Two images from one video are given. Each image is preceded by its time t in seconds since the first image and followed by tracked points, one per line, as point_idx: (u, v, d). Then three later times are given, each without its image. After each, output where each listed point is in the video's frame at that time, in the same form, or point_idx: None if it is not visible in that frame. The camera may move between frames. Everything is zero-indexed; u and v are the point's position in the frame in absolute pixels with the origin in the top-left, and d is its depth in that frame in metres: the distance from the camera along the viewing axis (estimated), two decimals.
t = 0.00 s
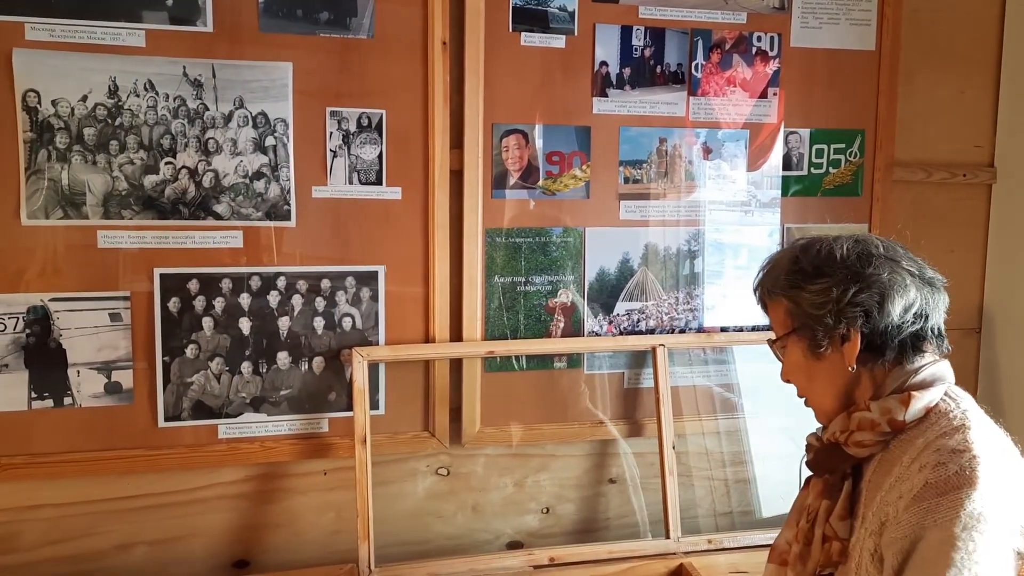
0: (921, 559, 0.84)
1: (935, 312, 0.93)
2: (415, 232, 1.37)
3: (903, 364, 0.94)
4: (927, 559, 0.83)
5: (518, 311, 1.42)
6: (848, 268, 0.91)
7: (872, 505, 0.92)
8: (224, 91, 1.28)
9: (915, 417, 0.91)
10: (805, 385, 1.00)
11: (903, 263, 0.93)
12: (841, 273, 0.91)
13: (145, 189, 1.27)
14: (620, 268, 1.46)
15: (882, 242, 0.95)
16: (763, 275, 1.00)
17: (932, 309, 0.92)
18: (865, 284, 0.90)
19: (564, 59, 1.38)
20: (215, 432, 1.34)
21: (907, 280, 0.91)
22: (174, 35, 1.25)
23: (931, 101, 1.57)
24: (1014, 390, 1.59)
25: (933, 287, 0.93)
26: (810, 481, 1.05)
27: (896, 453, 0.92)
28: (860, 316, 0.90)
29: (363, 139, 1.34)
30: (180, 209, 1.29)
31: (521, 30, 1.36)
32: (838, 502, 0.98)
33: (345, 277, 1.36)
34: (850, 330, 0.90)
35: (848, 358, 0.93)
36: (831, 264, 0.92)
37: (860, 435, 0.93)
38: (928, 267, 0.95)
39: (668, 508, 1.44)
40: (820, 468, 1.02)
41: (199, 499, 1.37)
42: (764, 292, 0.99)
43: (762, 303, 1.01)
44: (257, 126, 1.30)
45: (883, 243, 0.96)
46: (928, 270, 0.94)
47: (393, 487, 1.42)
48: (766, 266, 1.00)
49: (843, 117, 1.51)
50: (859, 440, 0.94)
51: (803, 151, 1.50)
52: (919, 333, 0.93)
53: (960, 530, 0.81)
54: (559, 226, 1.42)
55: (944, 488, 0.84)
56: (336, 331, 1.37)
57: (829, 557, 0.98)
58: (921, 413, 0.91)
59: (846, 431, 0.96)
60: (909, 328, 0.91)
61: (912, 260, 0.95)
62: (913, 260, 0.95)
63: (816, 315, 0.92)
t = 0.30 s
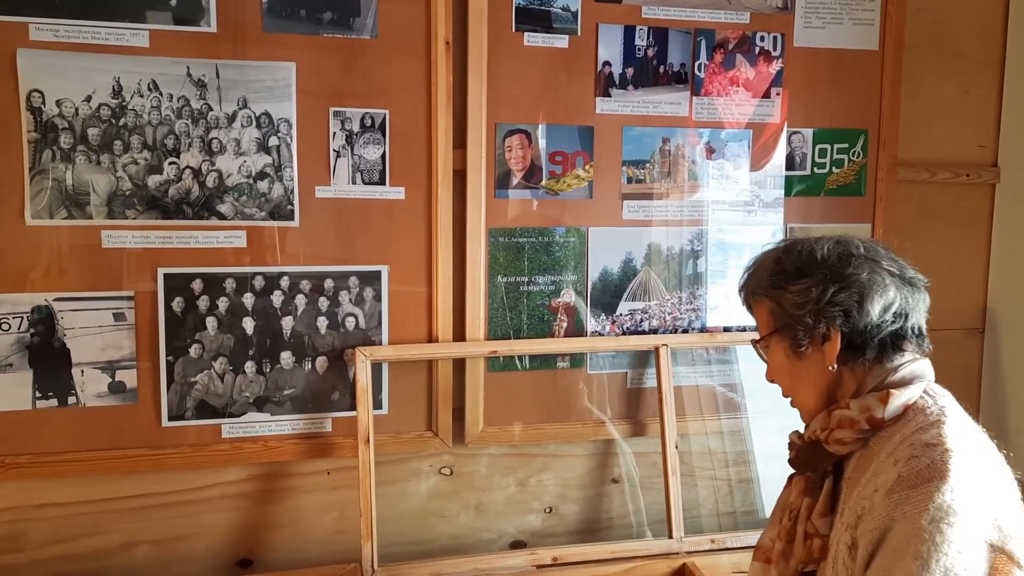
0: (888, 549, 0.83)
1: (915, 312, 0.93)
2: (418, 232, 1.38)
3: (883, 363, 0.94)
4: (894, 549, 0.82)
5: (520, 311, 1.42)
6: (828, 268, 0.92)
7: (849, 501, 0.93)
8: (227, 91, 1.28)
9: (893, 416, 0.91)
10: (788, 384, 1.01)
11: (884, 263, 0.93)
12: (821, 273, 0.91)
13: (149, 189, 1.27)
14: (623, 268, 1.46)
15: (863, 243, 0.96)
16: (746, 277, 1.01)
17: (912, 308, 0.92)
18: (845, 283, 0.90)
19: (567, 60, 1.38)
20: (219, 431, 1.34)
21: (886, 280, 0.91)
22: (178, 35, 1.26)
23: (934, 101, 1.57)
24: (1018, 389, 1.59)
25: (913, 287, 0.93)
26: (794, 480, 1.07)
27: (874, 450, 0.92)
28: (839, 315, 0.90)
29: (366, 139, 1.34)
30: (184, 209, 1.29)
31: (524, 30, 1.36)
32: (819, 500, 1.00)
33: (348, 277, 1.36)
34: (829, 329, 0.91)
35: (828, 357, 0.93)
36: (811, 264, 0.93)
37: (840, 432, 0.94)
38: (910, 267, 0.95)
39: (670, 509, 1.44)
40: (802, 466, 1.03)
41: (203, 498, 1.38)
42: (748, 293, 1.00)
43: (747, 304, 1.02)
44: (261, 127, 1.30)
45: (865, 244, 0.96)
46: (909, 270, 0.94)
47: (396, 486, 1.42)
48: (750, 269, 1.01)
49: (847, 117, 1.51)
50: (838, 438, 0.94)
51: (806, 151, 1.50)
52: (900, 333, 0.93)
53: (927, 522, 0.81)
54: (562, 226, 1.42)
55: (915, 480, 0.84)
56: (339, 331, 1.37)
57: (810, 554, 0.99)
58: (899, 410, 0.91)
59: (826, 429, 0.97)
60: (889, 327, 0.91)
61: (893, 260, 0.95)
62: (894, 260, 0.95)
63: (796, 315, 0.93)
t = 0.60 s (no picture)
0: (864, 539, 0.83)
1: (884, 313, 0.93)
2: (421, 232, 1.38)
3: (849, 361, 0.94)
4: (869, 538, 0.82)
5: (523, 311, 1.42)
6: (801, 269, 0.92)
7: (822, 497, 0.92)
8: (230, 91, 1.28)
9: (861, 410, 0.91)
10: (759, 382, 1.01)
11: (854, 265, 0.93)
12: (793, 273, 0.92)
13: (152, 188, 1.27)
14: (626, 268, 1.45)
15: (835, 245, 0.96)
16: (721, 277, 1.01)
17: (881, 310, 0.92)
18: (816, 283, 0.91)
19: (570, 59, 1.38)
20: (222, 431, 1.34)
21: (856, 281, 0.91)
22: (181, 35, 1.26)
23: (938, 101, 1.57)
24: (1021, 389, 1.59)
25: (882, 289, 0.93)
26: (768, 480, 1.07)
27: (843, 443, 0.92)
28: (809, 314, 0.91)
29: (369, 139, 1.34)
30: (187, 208, 1.29)
31: (527, 29, 1.36)
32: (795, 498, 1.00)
33: (351, 277, 1.36)
34: (800, 328, 0.91)
35: (798, 355, 0.94)
36: (784, 264, 0.93)
37: (810, 428, 0.94)
38: (880, 270, 0.95)
39: (673, 509, 1.43)
40: (776, 465, 1.03)
41: (206, 498, 1.38)
42: (722, 293, 1.00)
43: (721, 304, 1.02)
44: (264, 126, 1.30)
45: (837, 246, 0.96)
46: (878, 273, 0.95)
47: (398, 486, 1.42)
48: (725, 269, 1.01)
49: (850, 117, 1.50)
50: (809, 434, 0.95)
51: (810, 150, 1.50)
52: (867, 333, 0.93)
53: (898, 509, 0.80)
54: (565, 226, 1.42)
55: (885, 469, 0.84)
56: (342, 331, 1.37)
57: (790, 552, 0.99)
58: (866, 405, 0.91)
59: (797, 426, 0.97)
60: (858, 327, 0.92)
61: (864, 263, 0.95)
62: (865, 263, 0.95)
63: (768, 314, 0.93)
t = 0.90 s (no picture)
0: (841, 527, 0.80)
1: (835, 320, 0.93)
2: (425, 231, 1.37)
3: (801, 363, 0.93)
4: (847, 525, 0.79)
5: (527, 310, 1.42)
6: (756, 273, 0.92)
7: (794, 494, 0.87)
8: (234, 90, 1.28)
9: (818, 404, 0.89)
10: (713, 385, 0.99)
11: (809, 273, 0.94)
12: (749, 277, 0.92)
13: (155, 187, 1.27)
14: (630, 267, 1.45)
15: (791, 255, 0.96)
16: (679, 283, 1.01)
17: (832, 316, 0.92)
18: (770, 287, 0.91)
19: (574, 58, 1.38)
20: (225, 430, 1.34)
21: (809, 287, 0.91)
22: (185, 34, 1.26)
23: (943, 100, 1.56)
24: None
25: (834, 297, 0.93)
26: (729, 484, 0.99)
27: (806, 440, 0.88)
28: (762, 317, 0.90)
29: (373, 138, 1.33)
30: (191, 208, 1.29)
31: (531, 28, 1.36)
32: (762, 498, 0.93)
33: (355, 276, 1.36)
34: (754, 330, 0.90)
35: (751, 356, 0.93)
36: (740, 269, 0.93)
37: (771, 426, 0.91)
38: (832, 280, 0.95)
39: (676, 509, 1.44)
40: (736, 468, 0.96)
41: (209, 497, 1.38)
42: (680, 298, 1.00)
43: (678, 309, 1.01)
44: (267, 125, 1.30)
45: (793, 256, 0.97)
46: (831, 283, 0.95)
47: (402, 485, 1.42)
48: (682, 275, 1.01)
49: (855, 116, 1.50)
50: (770, 432, 0.91)
51: (814, 150, 1.49)
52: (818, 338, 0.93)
53: (871, 491, 0.79)
54: (569, 226, 1.42)
55: (852, 455, 0.82)
56: (345, 330, 1.37)
57: (767, 553, 0.91)
58: (822, 400, 0.89)
59: (756, 425, 0.93)
60: (809, 332, 0.91)
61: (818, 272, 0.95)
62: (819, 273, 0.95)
63: (722, 316, 0.92)
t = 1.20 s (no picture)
0: (816, 520, 0.81)
1: (789, 330, 0.95)
2: (428, 231, 1.38)
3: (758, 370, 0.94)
4: (821, 517, 0.80)
5: (530, 310, 1.42)
6: (714, 284, 0.93)
7: (766, 495, 0.88)
8: (238, 90, 1.29)
9: (777, 406, 0.91)
10: (672, 395, 1.00)
11: (763, 284, 0.95)
12: (707, 288, 0.92)
13: (160, 187, 1.28)
14: (632, 267, 1.46)
15: (746, 267, 0.98)
16: (638, 294, 1.00)
17: (786, 326, 0.94)
18: (727, 297, 0.91)
19: (577, 58, 1.38)
20: (229, 429, 1.35)
21: (764, 298, 0.93)
22: (189, 34, 1.26)
23: (946, 100, 1.56)
24: None
25: (788, 308, 0.95)
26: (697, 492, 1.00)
27: (770, 441, 0.90)
28: (720, 326, 0.91)
29: (376, 138, 1.34)
30: (195, 207, 1.29)
31: (534, 29, 1.36)
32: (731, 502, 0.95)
33: (358, 276, 1.36)
34: (712, 338, 0.91)
35: (709, 365, 0.93)
36: (699, 280, 0.93)
37: (733, 430, 0.92)
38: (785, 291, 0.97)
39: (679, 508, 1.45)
40: (703, 475, 0.97)
41: (213, 496, 1.38)
42: (640, 309, 0.99)
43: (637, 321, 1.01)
44: (271, 126, 1.30)
45: (749, 269, 0.98)
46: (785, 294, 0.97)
47: (405, 484, 1.42)
48: (641, 287, 1.01)
49: (858, 116, 1.50)
50: (733, 436, 0.92)
51: (817, 150, 1.50)
52: (773, 347, 0.94)
53: (838, 481, 0.80)
54: (571, 226, 1.42)
55: (818, 450, 0.83)
56: (349, 330, 1.37)
57: (744, 556, 0.92)
58: (780, 401, 0.91)
59: (719, 430, 0.94)
60: (764, 341, 0.93)
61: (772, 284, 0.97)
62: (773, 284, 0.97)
63: (681, 326, 0.92)
